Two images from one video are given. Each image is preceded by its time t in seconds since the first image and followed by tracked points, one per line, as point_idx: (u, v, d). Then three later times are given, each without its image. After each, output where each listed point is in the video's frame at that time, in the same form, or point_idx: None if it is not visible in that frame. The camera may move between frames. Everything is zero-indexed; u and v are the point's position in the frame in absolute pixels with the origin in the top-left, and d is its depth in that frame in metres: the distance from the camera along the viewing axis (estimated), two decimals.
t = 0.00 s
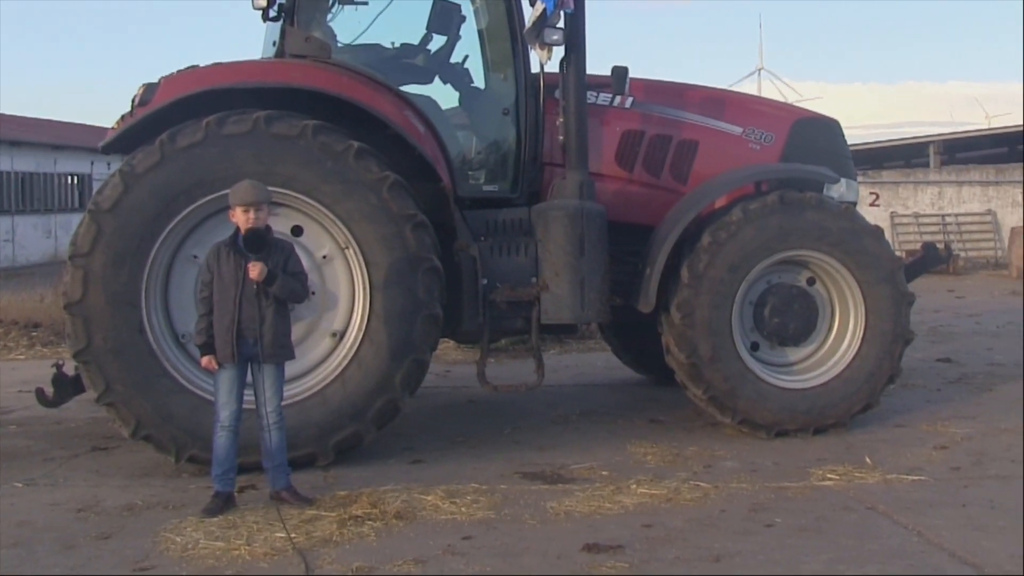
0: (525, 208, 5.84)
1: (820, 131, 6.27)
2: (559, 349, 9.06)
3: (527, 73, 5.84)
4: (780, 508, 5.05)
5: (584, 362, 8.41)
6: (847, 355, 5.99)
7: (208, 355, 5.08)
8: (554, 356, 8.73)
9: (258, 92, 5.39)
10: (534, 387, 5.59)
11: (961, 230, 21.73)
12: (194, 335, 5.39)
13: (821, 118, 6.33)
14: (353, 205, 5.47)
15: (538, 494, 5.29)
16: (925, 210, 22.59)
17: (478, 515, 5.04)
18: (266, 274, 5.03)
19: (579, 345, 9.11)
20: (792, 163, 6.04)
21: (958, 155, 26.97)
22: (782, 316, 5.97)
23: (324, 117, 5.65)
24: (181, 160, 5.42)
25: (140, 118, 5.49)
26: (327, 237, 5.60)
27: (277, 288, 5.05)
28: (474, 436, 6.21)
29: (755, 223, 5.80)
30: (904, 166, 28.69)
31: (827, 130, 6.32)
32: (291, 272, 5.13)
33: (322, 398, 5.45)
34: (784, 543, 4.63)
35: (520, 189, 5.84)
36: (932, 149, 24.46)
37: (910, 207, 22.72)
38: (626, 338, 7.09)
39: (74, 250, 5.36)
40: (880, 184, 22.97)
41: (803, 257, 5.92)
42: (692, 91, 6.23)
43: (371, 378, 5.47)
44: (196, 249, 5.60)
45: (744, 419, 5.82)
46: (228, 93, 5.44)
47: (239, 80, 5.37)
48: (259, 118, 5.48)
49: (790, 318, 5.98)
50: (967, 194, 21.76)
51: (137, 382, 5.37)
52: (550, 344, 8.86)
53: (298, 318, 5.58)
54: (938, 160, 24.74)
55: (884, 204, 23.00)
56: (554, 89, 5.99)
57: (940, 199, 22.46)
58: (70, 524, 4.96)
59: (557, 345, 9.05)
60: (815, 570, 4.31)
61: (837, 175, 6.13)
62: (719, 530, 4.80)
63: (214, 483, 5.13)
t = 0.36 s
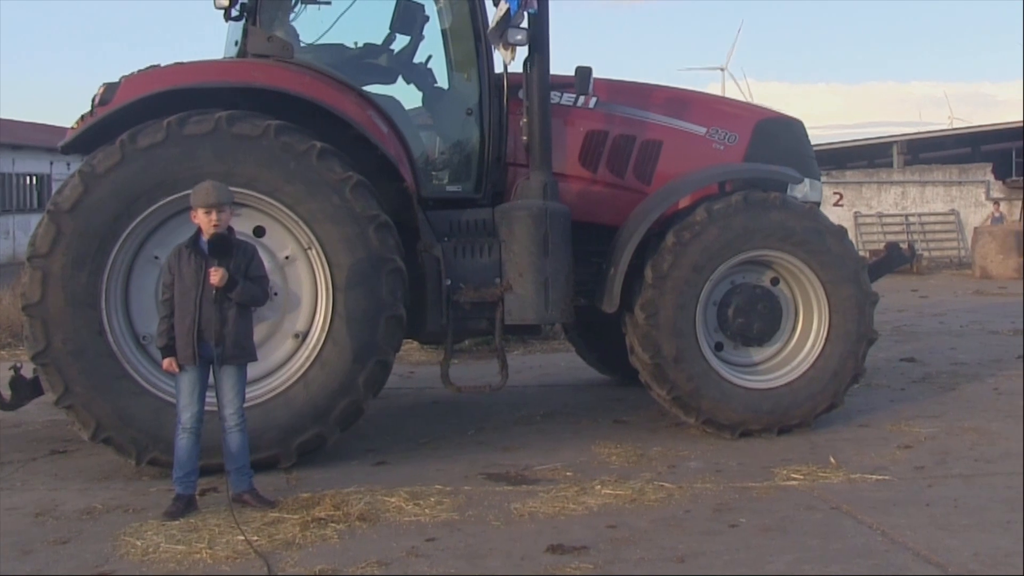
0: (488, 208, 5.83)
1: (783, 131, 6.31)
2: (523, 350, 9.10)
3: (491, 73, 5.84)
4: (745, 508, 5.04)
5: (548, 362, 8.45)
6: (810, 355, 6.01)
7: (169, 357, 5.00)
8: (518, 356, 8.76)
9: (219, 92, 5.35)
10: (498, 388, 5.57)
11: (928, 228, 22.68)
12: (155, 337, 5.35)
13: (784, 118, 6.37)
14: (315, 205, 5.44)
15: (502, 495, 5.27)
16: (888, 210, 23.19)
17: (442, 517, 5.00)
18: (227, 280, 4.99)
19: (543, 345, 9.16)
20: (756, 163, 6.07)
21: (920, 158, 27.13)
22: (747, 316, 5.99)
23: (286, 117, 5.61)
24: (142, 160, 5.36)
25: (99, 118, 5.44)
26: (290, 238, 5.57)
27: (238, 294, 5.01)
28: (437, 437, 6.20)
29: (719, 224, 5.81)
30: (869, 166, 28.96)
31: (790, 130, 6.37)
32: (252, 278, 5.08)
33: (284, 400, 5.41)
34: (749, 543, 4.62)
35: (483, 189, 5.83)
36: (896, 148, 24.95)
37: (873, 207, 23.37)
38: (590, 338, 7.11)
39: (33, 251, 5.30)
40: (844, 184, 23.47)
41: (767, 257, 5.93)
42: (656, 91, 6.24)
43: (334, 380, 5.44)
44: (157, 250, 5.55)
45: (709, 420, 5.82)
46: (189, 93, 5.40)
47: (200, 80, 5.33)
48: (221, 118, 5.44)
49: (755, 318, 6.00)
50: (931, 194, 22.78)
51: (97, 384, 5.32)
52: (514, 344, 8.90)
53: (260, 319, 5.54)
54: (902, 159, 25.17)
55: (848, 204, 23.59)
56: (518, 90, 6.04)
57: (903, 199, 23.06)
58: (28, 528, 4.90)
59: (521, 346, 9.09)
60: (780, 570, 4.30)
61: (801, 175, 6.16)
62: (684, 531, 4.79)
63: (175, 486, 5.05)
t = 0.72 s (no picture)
0: (465, 210, 5.85)
1: (759, 133, 6.35)
2: (499, 352, 9.14)
3: (468, 75, 5.84)
4: (722, 510, 5.06)
5: (526, 364, 8.48)
6: (786, 357, 6.04)
7: (146, 359, 4.99)
8: (496, 358, 8.80)
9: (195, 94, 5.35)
10: (475, 390, 5.57)
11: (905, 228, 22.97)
12: (130, 339, 5.35)
13: (760, 121, 6.42)
14: (292, 207, 5.45)
15: (479, 497, 5.27)
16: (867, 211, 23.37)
17: (419, 519, 5.00)
18: (205, 282, 4.97)
19: (520, 347, 9.19)
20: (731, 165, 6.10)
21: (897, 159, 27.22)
22: (723, 318, 6.02)
23: (262, 119, 5.61)
24: (118, 162, 5.36)
25: (75, 121, 5.44)
26: (267, 240, 5.57)
27: (214, 296, 4.99)
28: (414, 439, 6.21)
29: (695, 226, 5.83)
30: (849, 169, 29.08)
31: (766, 132, 6.41)
32: (229, 279, 5.07)
33: (261, 403, 5.41)
34: (726, 545, 4.63)
35: (460, 192, 5.85)
36: (874, 151, 25.17)
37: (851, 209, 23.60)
38: (568, 341, 7.15)
39: (8, 253, 5.29)
40: (821, 185, 23.66)
41: (744, 259, 5.96)
42: (632, 94, 6.28)
43: (311, 382, 5.44)
44: (133, 253, 5.55)
45: (686, 422, 5.84)
46: (164, 95, 5.40)
47: (175, 82, 5.32)
48: (197, 121, 5.44)
49: (731, 320, 6.03)
50: (908, 195, 23.03)
51: (73, 387, 5.31)
52: (491, 346, 8.94)
53: (236, 321, 5.54)
54: (878, 162, 25.42)
55: (825, 207, 23.71)
56: (495, 92, 6.05)
57: (880, 201, 23.29)
58: (3, 532, 4.88)
59: (499, 348, 9.13)
60: (756, 572, 4.31)
61: (776, 177, 6.19)
62: (660, 532, 4.80)
63: (152, 488, 5.04)
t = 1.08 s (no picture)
0: (461, 213, 5.85)
1: (756, 136, 6.35)
2: (496, 355, 9.13)
3: (464, 79, 5.87)
4: (719, 513, 5.05)
5: (522, 367, 8.48)
6: (783, 360, 6.04)
7: (144, 363, 4.97)
8: (493, 362, 8.80)
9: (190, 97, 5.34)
10: (472, 393, 5.56)
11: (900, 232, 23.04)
12: (127, 343, 5.35)
13: (757, 124, 6.42)
14: (288, 211, 5.45)
15: (476, 501, 5.26)
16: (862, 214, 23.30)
17: (416, 523, 4.99)
18: (195, 283, 4.97)
19: (517, 350, 9.20)
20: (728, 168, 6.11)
21: (894, 163, 27.22)
22: (720, 321, 6.01)
23: (258, 123, 5.61)
24: (114, 166, 5.36)
25: (71, 124, 5.44)
26: (263, 244, 5.57)
27: (208, 297, 4.98)
28: (410, 443, 6.20)
29: (692, 229, 5.83)
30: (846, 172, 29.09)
31: (763, 135, 6.41)
32: (224, 281, 5.06)
33: (257, 406, 5.40)
34: (722, 548, 4.62)
35: (456, 195, 5.86)
36: (871, 153, 25.25)
37: (847, 212, 23.35)
38: (564, 344, 7.15)
39: (4, 257, 5.29)
40: (816, 189, 23.49)
41: (741, 262, 5.96)
42: (628, 97, 6.28)
43: (307, 386, 5.44)
44: (130, 256, 5.54)
45: (683, 425, 5.84)
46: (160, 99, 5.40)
47: (171, 85, 5.32)
48: (193, 124, 5.43)
49: (728, 323, 6.03)
50: (904, 199, 23.09)
51: (69, 391, 5.30)
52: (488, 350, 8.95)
53: (233, 325, 5.54)
54: (875, 165, 25.47)
55: (821, 210, 23.50)
56: (491, 95, 6.03)
57: (876, 204, 23.25)
58: None
59: (495, 352, 9.13)
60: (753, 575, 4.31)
61: (773, 179, 6.19)
62: (657, 536, 4.79)
63: (148, 492, 5.03)
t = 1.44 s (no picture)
0: (474, 217, 5.87)
1: (768, 139, 6.35)
2: (509, 359, 9.14)
3: (476, 82, 5.88)
4: (732, 516, 5.04)
5: (535, 370, 8.49)
6: (796, 363, 6.03)
7: (161, 369, 4.99)
8: (506, 365, 8.81)
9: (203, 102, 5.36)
10: (485, 397, 5.56)
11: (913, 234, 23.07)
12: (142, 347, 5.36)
13: (769, 126, 6.42)
14: (301, 215, 5.46)
15: (489, 504, 5.26)
16: (874, 216, 23.27)
17: (430, 526, 4.99)
18: (212, 286, 4.96)
19: (531, 353, 9.22)
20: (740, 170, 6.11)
21: (904, 165, 27.16)
22: (733, 324, 6.01)
23: (271, 127, 5.63)
24: (128, 171, 5.37)
25: (85, 129, 5.46)
26: (277, 248, 5.58)
27: (224, 300, 4.98)
28: (424, 446, 6.21)
29: (704, 232, 5.82)
30: (856, 173, 29.04)
31: (775, 138, 6.41)
32: (239, 284, 5.06)
33: (271, 410, 5.41)
34: (736, 551, 4.62)
35: (469, 199, 5.87)
36: (882, 155, 25.24)
37: (859, 215, 23.28)
38: (577, 347, 7.16)
39: (19, 262, 5.31)
40: (829, 191, 23.32)
41: (754, 265, 5.95)
42: (640, 100, 6.28)
43: (320, 390, 5.45)
44: (144, 261, 5.56)
45: (696, 428, 5.83)
46: (173, 104, 5.41)
47: (184, 91, 5.34)
48: (207, 129, 5.45)
49: (741, 326, 6.02)
50: (917, 200, 23.21)
51: (83, 395, 5.32)
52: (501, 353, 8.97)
53: (246, 329, 5.56)
54: (887, 166, 25.44)
55: (833, 212, 23.30)
56: (503, 98, 6.04)
57: (889, 206, 23.37)
58: (16, 540, 4.89)
59: (508, 355, 9.15)
60: None
61: (784, 182, 6.19)
62: (670, 539, 4.79)
63: (163, 496, 5.04)
